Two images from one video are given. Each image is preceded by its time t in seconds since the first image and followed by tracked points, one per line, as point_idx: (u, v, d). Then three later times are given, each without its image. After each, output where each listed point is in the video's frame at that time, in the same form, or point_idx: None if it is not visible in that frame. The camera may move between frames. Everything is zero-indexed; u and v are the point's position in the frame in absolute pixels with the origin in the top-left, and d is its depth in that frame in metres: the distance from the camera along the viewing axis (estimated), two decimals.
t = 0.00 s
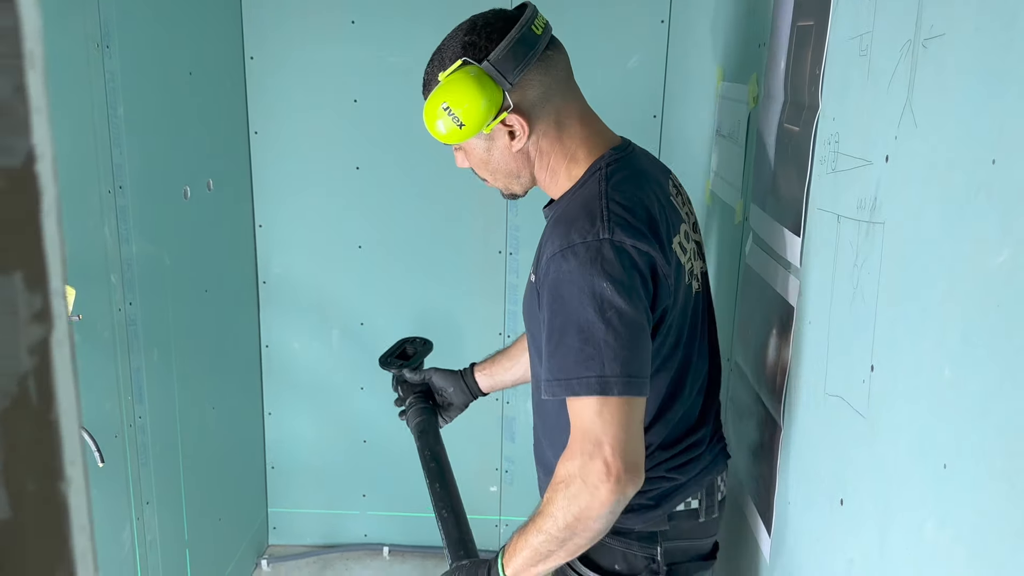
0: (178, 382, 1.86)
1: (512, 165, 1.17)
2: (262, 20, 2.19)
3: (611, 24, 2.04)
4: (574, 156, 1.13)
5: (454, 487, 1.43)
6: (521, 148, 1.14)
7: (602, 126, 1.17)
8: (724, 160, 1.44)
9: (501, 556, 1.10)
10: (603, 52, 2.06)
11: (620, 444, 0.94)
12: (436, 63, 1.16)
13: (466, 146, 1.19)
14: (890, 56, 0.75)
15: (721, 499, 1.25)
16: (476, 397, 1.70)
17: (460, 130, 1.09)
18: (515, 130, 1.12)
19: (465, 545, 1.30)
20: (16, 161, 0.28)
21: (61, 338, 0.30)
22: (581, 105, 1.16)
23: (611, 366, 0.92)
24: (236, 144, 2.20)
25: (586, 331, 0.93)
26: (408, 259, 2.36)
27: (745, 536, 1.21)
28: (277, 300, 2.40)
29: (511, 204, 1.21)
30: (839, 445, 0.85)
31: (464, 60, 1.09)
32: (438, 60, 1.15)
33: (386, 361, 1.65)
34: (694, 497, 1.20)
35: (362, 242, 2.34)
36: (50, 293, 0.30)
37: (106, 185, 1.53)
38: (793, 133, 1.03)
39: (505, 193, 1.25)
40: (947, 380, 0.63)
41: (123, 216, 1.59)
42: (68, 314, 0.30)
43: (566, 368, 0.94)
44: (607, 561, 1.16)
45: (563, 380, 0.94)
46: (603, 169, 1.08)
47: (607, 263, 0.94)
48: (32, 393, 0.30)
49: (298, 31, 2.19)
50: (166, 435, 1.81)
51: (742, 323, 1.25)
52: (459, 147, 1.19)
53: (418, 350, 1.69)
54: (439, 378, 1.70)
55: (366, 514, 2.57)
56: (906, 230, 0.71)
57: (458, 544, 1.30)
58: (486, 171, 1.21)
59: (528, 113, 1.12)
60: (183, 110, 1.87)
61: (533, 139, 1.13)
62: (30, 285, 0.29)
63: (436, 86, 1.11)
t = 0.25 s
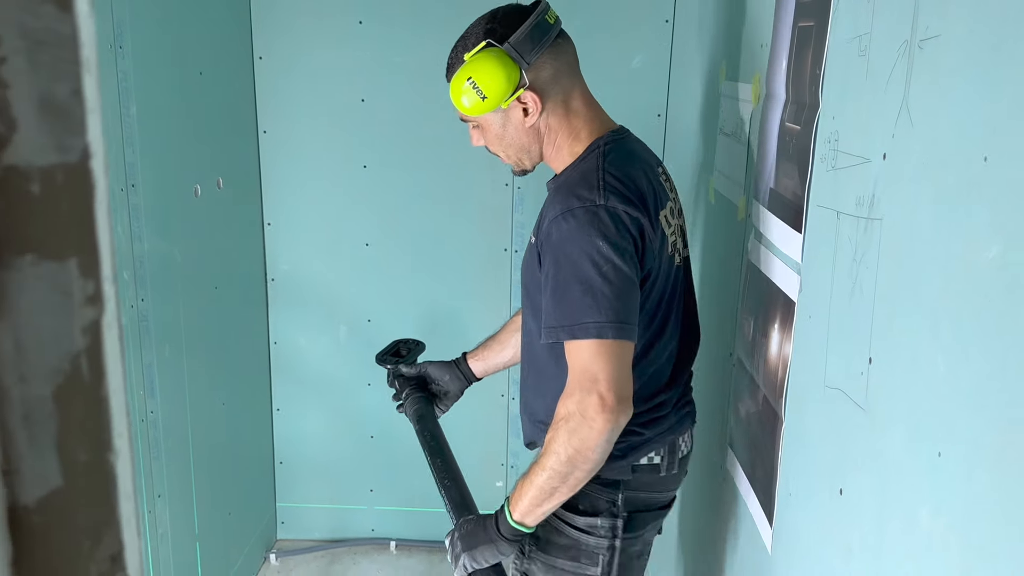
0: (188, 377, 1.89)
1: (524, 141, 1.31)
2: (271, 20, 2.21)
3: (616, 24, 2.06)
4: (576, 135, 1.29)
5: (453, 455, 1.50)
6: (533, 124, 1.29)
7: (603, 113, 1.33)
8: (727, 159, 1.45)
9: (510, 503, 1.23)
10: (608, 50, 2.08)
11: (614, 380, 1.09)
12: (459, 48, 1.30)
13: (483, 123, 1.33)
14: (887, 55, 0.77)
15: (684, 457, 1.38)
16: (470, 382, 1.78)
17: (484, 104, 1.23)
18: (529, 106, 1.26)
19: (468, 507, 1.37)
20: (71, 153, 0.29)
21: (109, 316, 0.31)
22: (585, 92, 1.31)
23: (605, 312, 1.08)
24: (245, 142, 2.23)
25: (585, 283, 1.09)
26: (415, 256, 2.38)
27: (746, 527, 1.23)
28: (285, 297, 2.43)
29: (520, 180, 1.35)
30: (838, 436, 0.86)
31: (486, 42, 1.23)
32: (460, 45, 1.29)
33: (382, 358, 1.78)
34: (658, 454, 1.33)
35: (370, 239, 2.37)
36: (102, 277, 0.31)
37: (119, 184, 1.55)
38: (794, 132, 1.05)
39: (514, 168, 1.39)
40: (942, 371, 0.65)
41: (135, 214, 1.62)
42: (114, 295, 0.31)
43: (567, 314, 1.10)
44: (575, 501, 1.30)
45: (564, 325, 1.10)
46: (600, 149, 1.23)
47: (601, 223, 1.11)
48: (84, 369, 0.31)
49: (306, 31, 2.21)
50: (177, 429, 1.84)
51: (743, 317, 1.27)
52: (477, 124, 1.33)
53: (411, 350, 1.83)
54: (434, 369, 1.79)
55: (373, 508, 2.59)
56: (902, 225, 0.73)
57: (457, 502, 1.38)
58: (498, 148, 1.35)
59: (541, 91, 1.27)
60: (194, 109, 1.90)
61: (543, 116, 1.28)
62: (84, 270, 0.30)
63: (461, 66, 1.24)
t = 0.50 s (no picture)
0: (199, 373, 1.91)
1: (531, 127, 1.47)
2: (280, 20, 2.23)
3: (623, 23, 2.07)
4: (576, 124, 1.46)
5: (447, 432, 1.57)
6: (538, 110, 1.45)
7: (601, 106, 1.50)
8: (731, 156, 1.47)
9: (504, 466, 1.38)
10: (615, 49, 2.09)
11: (600, 347, 1.25)
12: (471, 40, 1.45)
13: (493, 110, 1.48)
14: (888, 54, 0.79)
15: (644, 442, 1.50)
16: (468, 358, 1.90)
17: (495, 88, 1.37)
18: (536, 94, 1.43)
19: (461, 472, 1.49)
20: (114, 155, 0.38)
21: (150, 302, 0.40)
22: (585, 84, 1.48)
23: (592, 284, 1.24)
24: (255, 141, 2.25)
25: (575, 260, 1.25)
26: (422, 254, 2.40)
27: (748, 518, 1.25)
28: (293, 294, 2.45)
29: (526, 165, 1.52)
30: (840, 427, 0.88)
31: (498, 33, 1.38)
32: (473, 37, 1.44)
33: (379, 340, 1.87)
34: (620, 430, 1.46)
35: (377, 237, 2.39)
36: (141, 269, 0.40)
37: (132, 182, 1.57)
38: (798, 129, 1.06)
39: (518, 153, 1.55)
40: (941, 361, 0.67)
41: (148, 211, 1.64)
42: (154, 282, 0.40)
43: (558, 286, 1.26)
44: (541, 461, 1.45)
45: (556, 296, 1.26)
46: (592, 138, 1.39)
47: (587, 206, 1.27)
48: (124, 345, 0.40)
49: (316, 30, 2.23)
50: (188, 424, 1.86)
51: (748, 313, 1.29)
52: (488, 111, 1.48)
53: (407, 331, 1.92)
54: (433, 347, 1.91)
55: (380, 503, 2.62)
56: (903, 220, 0.75)
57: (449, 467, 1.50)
58: (505, 135, 1.51)
59: (547, 80, 1.43)
60: (205, 108, 1.92)
61: (549, 103, 1.45)
62: (128, 259, 0.39)
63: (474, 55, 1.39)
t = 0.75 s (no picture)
0: (206, 368, 1.93)
1: (503, 126, 1.54)
2: (287, 18, 2.25)
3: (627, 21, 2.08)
4: (546, 120, 1.51)
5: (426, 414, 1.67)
6: (511, 110, 1.51)
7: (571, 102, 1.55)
8: (733, 153, 1.48)
9: (477, 445, 1.44)
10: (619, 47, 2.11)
11: (567, 336, 1.31)
12: (444, 44, 1.51)
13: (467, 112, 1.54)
14: (888, 50, 0.80)
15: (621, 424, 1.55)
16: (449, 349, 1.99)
17: (469, 90, 1.43)
18: (508, 95, 1.49)
19: (439, 456, 1.58)
20: (143, 135, 0.28)
21: (176, 288, 0.30)
22: (554, 82, 1.54)
23: (560, 275, 1.30)
24: (262, 138, 2.27)
25: (545, 251, 1.31)
26: (428, 251, 2.41)
27: (750, 511, 1.26)
28: (300, 291, 2.47)
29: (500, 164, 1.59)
30: (840, 419, 0.89)
31: (470, 37, 1.43)
32: (445, 41, 1.50)
33: (365, 331, 1.96)
34: (596, 415, 1.52)
35: (383, 234, 2.40)
36: (171, 246, 0.29)
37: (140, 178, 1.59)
38: (799, 125, 1.07)
39: (493, 151, 1.61)
40: (939, 352, 0.68)
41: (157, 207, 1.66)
42: (181, 262, 0.29)
43: (528, 276, 1.32)
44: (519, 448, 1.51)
45: (526, 286, 1.32)
46: (564, 132, 1.44)
47: (557, 199, 1.33)
48: (153, 329, 0.30)
49: (322, 28, 2.25)
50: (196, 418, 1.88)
51: (749, 308, 1.30)
52: (462, 112, 1.54)
53: (392, 324, 2.01)
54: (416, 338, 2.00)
55: (386, 498, 2.63)
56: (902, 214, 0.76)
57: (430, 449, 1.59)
58: (480, 134, 1.57)
59: (518, 81, 1.49)
60: (213, 106, 1.94)
61: (520, 102, 1.50)
62: (153, 240, 0.29)
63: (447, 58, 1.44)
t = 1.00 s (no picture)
0: (213, 363, 1.94)
1: (462, 130, 1.63)
2: (293, 15, 2.26)
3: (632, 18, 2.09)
4: (504, 122, 1.60)
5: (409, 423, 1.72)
6: (466, 116, 1.60)
7: (528, 101, 1.63)
8: (737, 148, 1.49)
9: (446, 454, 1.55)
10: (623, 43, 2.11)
11: (518, 342, 1.41)
12: (399, 53, 1.58)
13: (426, 118, 1.63)
14: (889, 45, 0.80)
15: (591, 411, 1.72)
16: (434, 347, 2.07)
17: (419, 102, 1.51)
18: (463, 101, 1.57)
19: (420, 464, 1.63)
20: (153, 126, 0.29)
21: (185, 274, 0.31)
22: (511, 83, 1.62)
23: (512, 283, 1.39)
24: (268, 134, 2.28)
25: (497, 261, 1.40)
26: (433, 246, 2.42)
27: (752, 504, 1.27)
28: (305, 287, 2.48)
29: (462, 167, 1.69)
30: (841, 411, 0.90)
31: (420, 49, 1.51)
32: (400, 50, 1.58)
33: (353, 339, 2.02)
34: (567, 402, 1.67)
35: (389, 230, 2.42)
36: (179, 231, 0.30)
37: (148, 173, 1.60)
38: (801, 120, 1.08)
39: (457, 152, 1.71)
40: (937, 344, 0.69)
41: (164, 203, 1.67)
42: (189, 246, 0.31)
43: (482, 283, 1.41)
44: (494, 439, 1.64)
45: (480, 293, 1.41)
46: (519, 137, 1.52)
47: (509, 207, 1.41)
48: (160, 312, 0.31)
49: (327, 24, 2.26)
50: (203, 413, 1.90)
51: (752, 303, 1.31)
52: (422, 118, 1.63)
53: (379, 330, 2.07)
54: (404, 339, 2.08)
55: (391, 493, 2.65)
56: (899, 208, 0.77)
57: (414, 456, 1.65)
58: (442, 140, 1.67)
59: (472, 88, 1.57)
60: (219, 102, 1.95)
61: (476, 108, 1.59)
62: (162, 226, 0.30)
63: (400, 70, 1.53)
